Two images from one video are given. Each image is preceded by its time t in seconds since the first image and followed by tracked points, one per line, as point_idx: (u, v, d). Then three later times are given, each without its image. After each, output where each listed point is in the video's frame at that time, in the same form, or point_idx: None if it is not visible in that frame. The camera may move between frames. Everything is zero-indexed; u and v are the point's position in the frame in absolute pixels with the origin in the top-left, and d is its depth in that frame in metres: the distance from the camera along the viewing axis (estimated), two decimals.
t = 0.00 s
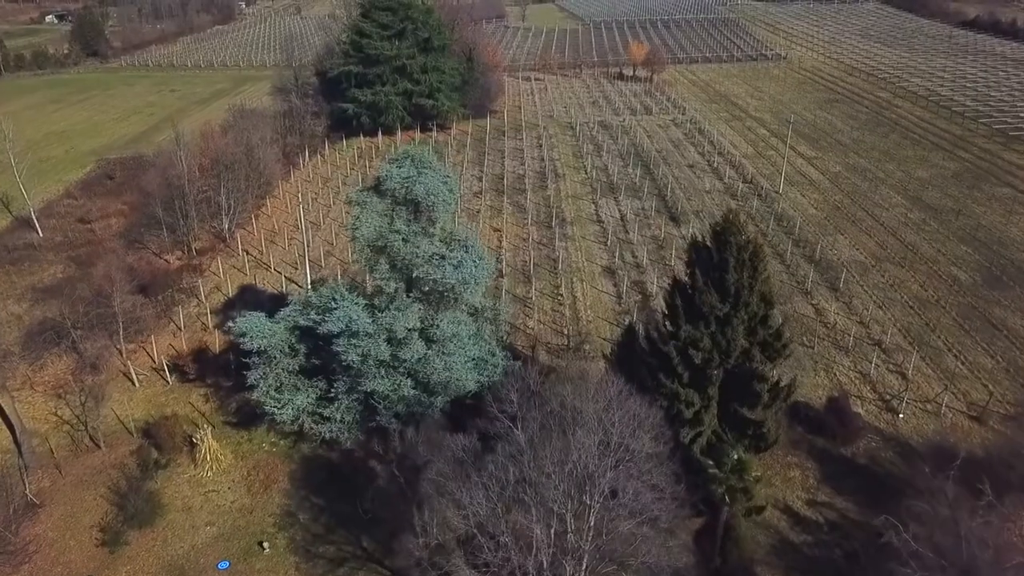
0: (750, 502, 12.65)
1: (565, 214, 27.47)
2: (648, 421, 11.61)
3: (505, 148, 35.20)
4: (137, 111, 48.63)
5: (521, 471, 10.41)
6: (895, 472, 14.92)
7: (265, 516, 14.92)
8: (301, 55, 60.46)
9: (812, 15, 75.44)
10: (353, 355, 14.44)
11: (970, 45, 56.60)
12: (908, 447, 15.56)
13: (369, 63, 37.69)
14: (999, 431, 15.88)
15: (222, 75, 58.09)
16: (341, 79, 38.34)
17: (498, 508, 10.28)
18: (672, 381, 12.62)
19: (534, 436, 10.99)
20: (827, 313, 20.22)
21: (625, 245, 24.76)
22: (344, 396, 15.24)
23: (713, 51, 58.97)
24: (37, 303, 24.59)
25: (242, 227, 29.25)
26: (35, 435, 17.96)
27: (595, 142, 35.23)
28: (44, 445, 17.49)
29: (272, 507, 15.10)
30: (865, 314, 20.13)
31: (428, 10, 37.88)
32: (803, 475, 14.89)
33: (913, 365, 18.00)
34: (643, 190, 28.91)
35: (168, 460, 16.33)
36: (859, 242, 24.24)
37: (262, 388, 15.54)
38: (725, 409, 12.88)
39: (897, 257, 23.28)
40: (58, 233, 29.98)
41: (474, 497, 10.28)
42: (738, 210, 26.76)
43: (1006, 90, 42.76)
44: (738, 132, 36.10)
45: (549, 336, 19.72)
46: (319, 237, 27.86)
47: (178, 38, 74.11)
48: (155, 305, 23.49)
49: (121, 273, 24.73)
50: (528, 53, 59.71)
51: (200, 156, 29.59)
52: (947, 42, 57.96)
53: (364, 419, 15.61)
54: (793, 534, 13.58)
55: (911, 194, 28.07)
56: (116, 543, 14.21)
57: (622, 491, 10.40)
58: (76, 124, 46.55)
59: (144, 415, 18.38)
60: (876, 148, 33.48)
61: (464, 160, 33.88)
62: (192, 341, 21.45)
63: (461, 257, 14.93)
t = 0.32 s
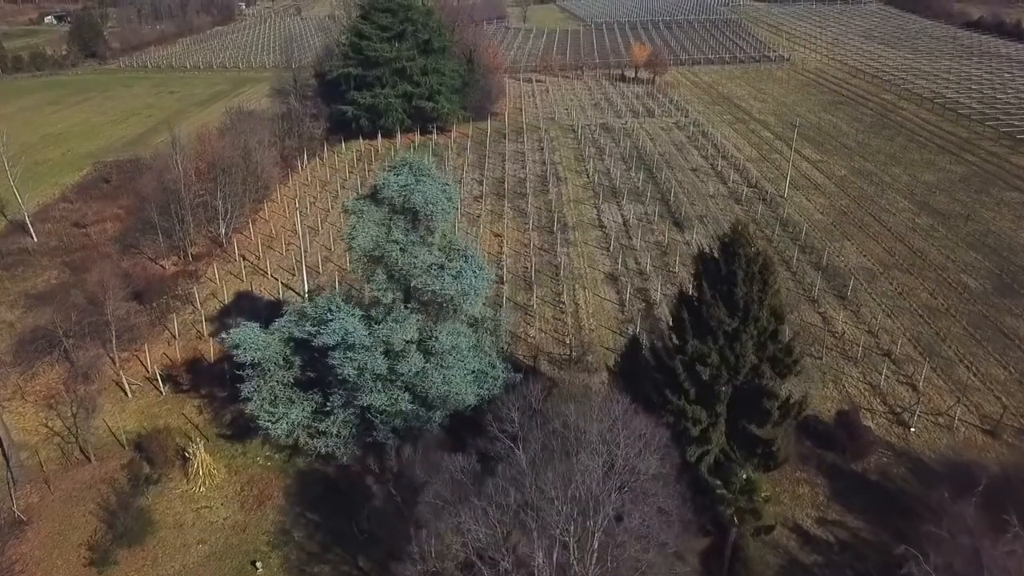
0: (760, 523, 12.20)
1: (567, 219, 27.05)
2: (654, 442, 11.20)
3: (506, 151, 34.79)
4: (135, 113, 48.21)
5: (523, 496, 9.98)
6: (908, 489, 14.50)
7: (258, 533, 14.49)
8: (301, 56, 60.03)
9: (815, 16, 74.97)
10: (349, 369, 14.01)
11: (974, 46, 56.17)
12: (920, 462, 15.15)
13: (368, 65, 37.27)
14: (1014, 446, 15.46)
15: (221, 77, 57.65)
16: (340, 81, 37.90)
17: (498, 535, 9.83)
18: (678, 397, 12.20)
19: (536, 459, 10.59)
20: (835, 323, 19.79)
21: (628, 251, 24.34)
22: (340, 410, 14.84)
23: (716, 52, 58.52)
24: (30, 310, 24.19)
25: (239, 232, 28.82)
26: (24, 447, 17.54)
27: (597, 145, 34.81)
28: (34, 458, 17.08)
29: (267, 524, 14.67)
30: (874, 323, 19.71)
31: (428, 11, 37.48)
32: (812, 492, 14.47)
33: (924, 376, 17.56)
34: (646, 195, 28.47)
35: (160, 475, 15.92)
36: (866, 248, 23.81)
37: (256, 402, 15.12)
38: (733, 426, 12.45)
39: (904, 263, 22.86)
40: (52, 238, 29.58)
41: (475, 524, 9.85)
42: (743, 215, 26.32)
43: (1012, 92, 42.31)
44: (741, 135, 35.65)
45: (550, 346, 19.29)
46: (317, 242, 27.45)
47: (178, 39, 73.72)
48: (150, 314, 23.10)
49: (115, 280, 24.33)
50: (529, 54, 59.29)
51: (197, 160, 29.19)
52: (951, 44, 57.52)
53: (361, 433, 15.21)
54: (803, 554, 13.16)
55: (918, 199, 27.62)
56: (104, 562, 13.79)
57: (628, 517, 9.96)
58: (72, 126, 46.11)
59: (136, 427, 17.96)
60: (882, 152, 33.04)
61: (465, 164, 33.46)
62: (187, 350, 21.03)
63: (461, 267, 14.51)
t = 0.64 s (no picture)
0: (771, 548, 11.70)
1: (568, 225, 26.58)
2: (661, 466, 10.73)
3: (507, 155, 34.31)
4: (132, 116, 47.80)
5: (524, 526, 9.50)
6: (921, 507, 14.05)
7: (250, 554, 14.02)
8: (300, 58, 59.60)
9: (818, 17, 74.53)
10: (343, 385, 13.56)
11: (980, 48, 55.67)
12: (935, 481, 14.67)
13: (367, 68, 36.82)
14: None
15: (219, 78, 57.23)
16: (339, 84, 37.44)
17: (498, 567, 9.35)
18: (685, 417, 11.74)
19: (537, 485, 10.10)
20: (844, 333, 19.31)
21: (631, 258, 23.85)
22: (335, 427, 14.40)
23: (718, 53, 58.06)
24: (21, 318, 23.75)
25: (235, 237, 28.37)
26: (11, 462, 17.07)
27: (598, 148, 34.34)
28: (21, 473, 16.61)
29: (259, 545, 14.20)
30: (884, 333, 19.23)
31: (427, 13, 37.06)
32: (823, 512, 13.99)
33: (937, 389, 17.08)
34: (649, 199, 28.00)
35: (150, 493, 15.46)
36: (874, 255, 23.34)
37: (248, 418, 14.67)
38: (743, 447, 11.96)
39: (913, 271, 22.38)
40: (46, 243, 29.13)
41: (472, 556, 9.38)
42: (748, 221, 25.84)
43: (1019, 95, 41.82)
44: (745, 138, 35.17)
45: (551, 358, 18.82)
46: (314, 248, 26.98)
47: (176, 40, 73.32)
48: (143, 323, 22.65)
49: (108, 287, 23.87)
50: (530, 55, 58.85)
51: (193, 164, 28.73)
52: (955, 45, 57.04)
53: (356, 450, 14.78)
54: None
55: (926, 204, 27.13)
56: None
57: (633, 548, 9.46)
58: (70, 128, 45.72)
59: (127, 441, 17.49)
60: (888, 155, 32.55)
61: (465, 168, 33.01)
62: (180, 361, 20.56)
63: (460, 279, 14.05)
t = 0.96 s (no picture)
0: None
1: (570, 231, 26.06)
2: (668, 495, 10.23)
3: (507, 159, 33.80)
4: (129, 118, 47.34)
5: (524, 562, 8.98)
6: (937, 530, 13.55)
7: None
8: (298, 59, 59.12)
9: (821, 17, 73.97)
10: (337, 404, 13.06)
11: (985, 49, 55.14)
12: (950, 501, 14.15)
13: (365, 70, 36.33)
14: None
15: (217, 80, 56.78)
16: (336, 87, 36.96)
17: None
18: (693, 440, 11.23)
19: (537, 517, 9.59)
20: (853, 344, 18.79)
21: (634, 266, 23.34)
22: (329, 446, 13.92)
23: (720, 55, 57.60)
24: (11, 327, 23.26)
25: (230, 244, 27.89)
26: None
27: (600, 152, 33.83)
28: (6, 491, 16.11)
29: (250, 568, 13.70)
30: (894, 345, 18.72)
31: (426, 15, 36.64)
32: (835, 535, 13.45)
33: (951, 404, 16.56)
34: (652, 205, 27.49)
35: (139, 513, 14.97)
36: (882, 262, 22.82)
37: (238, 437, 14.15)
38: (753, 470, 11.46)
39: (924, 279, 21.86)
40: (38, 249, 28.66)
41: None
42: (753, 227, 25.33)
43: None
44: (749, 142, 34.65)
45: (553, 371, 18.31)
46: (311, 255, 26.48)
47: (175, 41, 72.91)
48: (135, 333, 22.17)
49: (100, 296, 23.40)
50: (530, 57, 58.39)
51: (188, 169, 28.24)
52: (960, 47, 56.53)
53: (351, 470, 14.30)
54: None
55: (934, 210, 26.61)
56: None
57: None
58: (66, 131, 45.30)
59: (115, 457, 16.99)
60: (895, 160, 32.01)
61: (464, 172, 32.51)
62: (173, 373, 20.09)
63: (457, 293, 13.53)
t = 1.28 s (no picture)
0: None
1: (571, 238, 25.52)
2: (676, 527, 9.71)
3: (508, 163, 33.26)
4: (126, 121, 46.84)
5: None
6: (954, 555, 13.02)
7: None
8: (296, 61, 58.62)
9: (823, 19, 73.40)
10: (329, 426, 12.54)
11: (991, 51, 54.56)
12: (968, 525, 13.61)
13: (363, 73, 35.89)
14: None
15: (215, 82, 56.28)
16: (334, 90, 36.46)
17: None
18: (701, 466, 10.70)
19: (538, 554, 9.07)
20: (864, 357, 18.24)
21: (637, 274, 22.80)
22: (321, 468, 13.41)
23: (723, 56, 57.08)
24: None
25: (225, 250, 27.36)
26: None
27: (602, 156, 33.29)
28: None
29: None
30: (905, 358, 18.17)
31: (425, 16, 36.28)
32: (849, 561, 12.90)
33: (966, 421, 16.02)
34: (655, 211, 26.94)
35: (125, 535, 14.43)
36: (891, 271, 22.28)
37: (227, 458, 13.61)
38: (764, 497, 10.91)
39: (935, 289, 21.30)
40: (29, 256, 28.13)
41: None
42: (759, 234, 24.78)
43: None
44: (753, 146, 34.12)
45: (554, 386, 17.79)
46: (307, 262, 25.94)
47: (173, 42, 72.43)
48: (126, 343, 21.64)
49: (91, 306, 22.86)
50: (531, 58, 57.88)
51: (182, 174, 27.72)
52: (965, 48, 55.95)
53: (344, 491, 13.80)
54: None
55: (944, 216, 26.06)
56: None
57: None
58: (61, 134, 44.80)
59: (102, 474, 16.45)
60: (902, 164, 31.47)
61: (464, 177, 31.96)
62: (164, 385, 19.58)
63: (454, 309, 13.00)
